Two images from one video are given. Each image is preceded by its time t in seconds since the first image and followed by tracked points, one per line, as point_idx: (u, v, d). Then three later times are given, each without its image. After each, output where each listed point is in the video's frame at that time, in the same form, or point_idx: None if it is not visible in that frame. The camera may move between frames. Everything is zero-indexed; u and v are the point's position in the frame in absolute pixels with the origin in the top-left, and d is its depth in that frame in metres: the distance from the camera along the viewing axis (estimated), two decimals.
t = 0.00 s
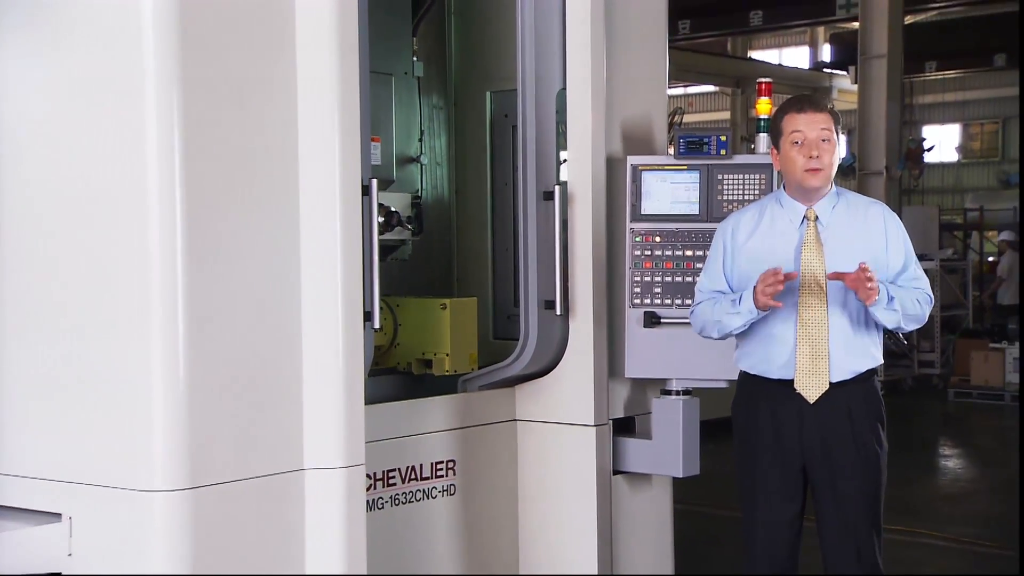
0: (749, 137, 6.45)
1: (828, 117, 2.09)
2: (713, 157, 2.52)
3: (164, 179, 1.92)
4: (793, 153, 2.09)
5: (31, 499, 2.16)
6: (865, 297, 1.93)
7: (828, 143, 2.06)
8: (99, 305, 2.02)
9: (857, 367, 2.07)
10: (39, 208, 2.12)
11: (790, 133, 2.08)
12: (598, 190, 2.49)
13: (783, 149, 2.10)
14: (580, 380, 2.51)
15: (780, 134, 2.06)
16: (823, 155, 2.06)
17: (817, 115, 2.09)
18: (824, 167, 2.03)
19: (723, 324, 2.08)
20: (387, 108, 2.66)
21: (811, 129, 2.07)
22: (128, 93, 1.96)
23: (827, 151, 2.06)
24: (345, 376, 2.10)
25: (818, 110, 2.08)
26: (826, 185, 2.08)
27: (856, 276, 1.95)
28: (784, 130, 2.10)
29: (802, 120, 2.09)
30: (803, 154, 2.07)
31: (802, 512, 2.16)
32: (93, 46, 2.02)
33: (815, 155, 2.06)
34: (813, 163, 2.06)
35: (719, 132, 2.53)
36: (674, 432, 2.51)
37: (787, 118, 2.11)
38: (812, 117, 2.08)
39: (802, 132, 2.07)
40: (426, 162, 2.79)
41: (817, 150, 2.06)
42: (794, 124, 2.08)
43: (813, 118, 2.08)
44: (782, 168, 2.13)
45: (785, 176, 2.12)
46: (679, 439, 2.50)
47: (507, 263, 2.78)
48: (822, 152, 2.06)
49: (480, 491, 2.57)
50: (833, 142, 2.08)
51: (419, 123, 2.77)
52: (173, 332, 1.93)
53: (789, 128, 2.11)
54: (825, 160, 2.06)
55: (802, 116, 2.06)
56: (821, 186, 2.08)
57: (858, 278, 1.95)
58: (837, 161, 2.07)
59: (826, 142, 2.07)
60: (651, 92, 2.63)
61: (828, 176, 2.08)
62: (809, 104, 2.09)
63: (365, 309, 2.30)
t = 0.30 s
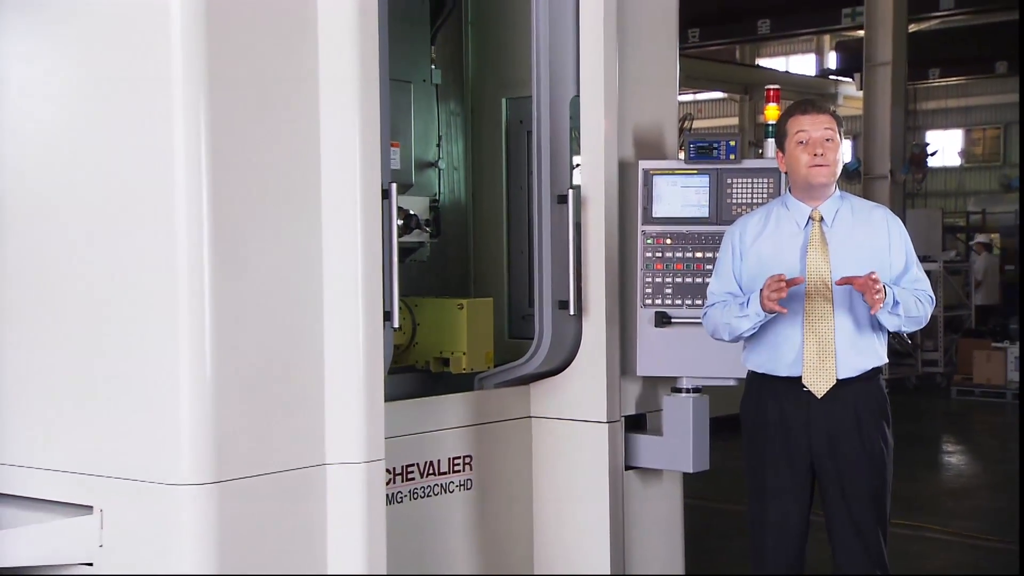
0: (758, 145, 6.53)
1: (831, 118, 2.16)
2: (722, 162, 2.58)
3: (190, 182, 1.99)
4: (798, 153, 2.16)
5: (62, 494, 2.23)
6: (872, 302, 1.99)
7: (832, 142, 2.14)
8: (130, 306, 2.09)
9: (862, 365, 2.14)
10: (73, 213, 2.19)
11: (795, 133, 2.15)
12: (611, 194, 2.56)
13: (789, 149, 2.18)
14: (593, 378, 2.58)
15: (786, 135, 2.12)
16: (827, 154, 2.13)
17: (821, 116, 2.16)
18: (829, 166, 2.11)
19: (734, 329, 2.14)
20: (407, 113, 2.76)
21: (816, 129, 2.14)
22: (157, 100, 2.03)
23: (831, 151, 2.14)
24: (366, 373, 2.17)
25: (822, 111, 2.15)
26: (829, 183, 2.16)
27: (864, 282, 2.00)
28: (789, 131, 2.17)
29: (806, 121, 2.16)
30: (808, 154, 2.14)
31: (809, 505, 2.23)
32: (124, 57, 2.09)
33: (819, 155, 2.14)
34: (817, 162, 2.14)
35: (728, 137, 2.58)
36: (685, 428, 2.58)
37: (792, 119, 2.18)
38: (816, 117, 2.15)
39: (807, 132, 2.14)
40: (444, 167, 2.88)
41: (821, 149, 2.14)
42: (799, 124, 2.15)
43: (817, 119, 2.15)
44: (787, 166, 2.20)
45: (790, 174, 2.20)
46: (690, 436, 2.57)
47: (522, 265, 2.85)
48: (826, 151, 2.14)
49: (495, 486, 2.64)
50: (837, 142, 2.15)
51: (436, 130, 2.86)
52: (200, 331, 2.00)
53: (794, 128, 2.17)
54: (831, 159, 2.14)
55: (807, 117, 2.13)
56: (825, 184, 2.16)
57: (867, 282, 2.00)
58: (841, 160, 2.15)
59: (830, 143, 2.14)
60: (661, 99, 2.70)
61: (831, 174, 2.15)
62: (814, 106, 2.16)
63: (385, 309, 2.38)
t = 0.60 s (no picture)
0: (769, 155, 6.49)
1: (838, 124, 2.24)
2: (734, 167, 2.66)
3: (222, 187, 2.05)
4: (806, 158, 2.23)
5: (93, 487, 2.29)
6: (879, 303, 2.06)
7: (839, 147, 2.21)
8: (161, 307, 2.15)
9: (871, 363, 2.20)
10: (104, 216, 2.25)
11: (803, 139, 2.23)
12: (626, 199, 2.63)
13: (797, 154, 2.25)
14: (609, 377, 2.66)
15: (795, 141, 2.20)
16: (834, 159, 2.21)
17: (828, 121, 2.24)
18: (837, 171, 2.18)
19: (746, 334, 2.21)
20: (428, 121, 2.81)
21: (823, 134, 2.22)
22: (189, 107, 2.09)
23: (839, 155, 2.21)
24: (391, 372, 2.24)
25: (829, 117, 2.23)
26: (836, 187, 2.23)
27: (871, 283, 2.07)
28: (797, 136, 2.24)
29: (814, 126, 2.24)
30: (816, 158, 2.21)
31: (819, 500, 2.30)
32: (154, 65, 2.15)
33: (827, 160, 2.21)
34: (826, 166, 2.21)
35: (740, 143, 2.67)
36: (698, 425, 2.65)
37: (800, 125, 2.25)
38: (823, 123, 2.22)
39: (815, 137, 2.22)
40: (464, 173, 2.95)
41: (829, 154, 2.21)
42: (807, 130, 2.23)
43: (825, 125, 2.22)
44: (796, 172, 2.27)
45: (799, 179, 2.27)
46: (703, 433, 2.64)
47: (540, 266, 2.94)
48: (834, 155, 2.21)
49: (512, 482, 2.72)
50: (844, 147, 2.22)
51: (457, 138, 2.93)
52: (231, 331, 2.07)
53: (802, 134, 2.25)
54: (838, 163, 2.22)
55: (815, 122, 2.20)
56: (832, 188, 2.23)
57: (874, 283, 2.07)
58: (848, 163, 2.22)
59: (837, 147, 2.21)
60: (675, 106, 2.77)
61: (838, 179, 2.23)
62: (820, 112, 2.24)
63: (407, 310, 2.45)
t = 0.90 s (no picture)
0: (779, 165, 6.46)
1: (846, 130, 2.32)
2: (747, 173, 2.73)
3: (251, 192, 2.10)
4: (817, 164, 2.31)
5: (123, 482, 2.31)
6: (880, 304, 2.12)
7: (848, 152, 2.29)
8: (188, 307, 2.19)
9: (880, 364, 2.27)
10: (130, 216, 2.27)
11: (813, 146, 2.31)
12: (641, 204, 2.72)
13: (808, 160, 2.33)
14: (625, 376, 2.73)
15: (805, 148, 2.28)
16: (844, 164, 2.29)
17: (836, 127, 2.31)
18: (847, 175, 2.26)
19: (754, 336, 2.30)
20: (449, 129, 2.93)
21: (833, 140, 2.29)
22: (219, 112, 2.13)
23: (848, 160, 2.29)
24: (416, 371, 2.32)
25: (837, 124, 2.31)
26: (847, 191, 2.31)
27: (872, 285, 2.13)
28: (807, 143, 2.32)
29: (823, 133, 2.32)
30: (826, 164, 2.30)
31: (828, 497, 2.38)
32: (180, 70, 2.19)
33: (836, 165, 2.29)
34: (836, 171, 2.29)
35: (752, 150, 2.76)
36: (711, 423, 2.73)
37: (810, 132, 2.33)
38: (832, 129, 2.30)
39: (824, 144, 2.29)
40: (484, 178, 3.05)
41: (838, 159, 2.29)
42: (816, 137, 2.31)
43: (833, 131, 2.30)
44: (807, 178, 2.35)
45: (810, 185, 2.35)
46: (716, 428, 2.72)
47: (557, 269, 3.02)
48: (844, 160, 2.29)
49: (530, 478, 2.79)
50: (853, 152, 2.30)
51: (477, 144, 3.03)
52: (259, 331, 2.11)
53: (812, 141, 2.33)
54: (848, 168, 2.29)
55: (824, 129, 2.28)
56: (843, 192, 2.31)
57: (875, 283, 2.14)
58: (858, 167, 2.30)
59: (847, 152, 2.29)
60: (689, 114, 2.85)
61: (848, 183, 2.31)
62: (829, 119, 2.32)
63: (429, 311, 2.52)
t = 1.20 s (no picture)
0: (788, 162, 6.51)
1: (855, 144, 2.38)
2: (758, 179, 2.81)
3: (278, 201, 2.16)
4: (829, 178, 2.39)
5: (158, 477, 2.40)
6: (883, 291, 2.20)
7: (859, 168, 2.36)
8: (217, 309, 2.27)
9: (888, 364, 2.34)
10: (163, 221, 2.34)
11: (824, 161, 2.37)
12: (655, 209, 2.79)
13: (819, 174, 2.40)
14: (640, 376, 2.80)
15: (819, 167, 2.34)
16: (855, 179, 2.36)
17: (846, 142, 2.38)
18: (859, 193, 2.34)
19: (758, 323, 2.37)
20: (469, 137, 3.01)
21: (844, 156, 2.36)
22: (248, 121, 2.20)
23: (859, 176, 2.37)
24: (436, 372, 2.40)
25: (847, 139, 2.37)
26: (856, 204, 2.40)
27: (881, 274, 2.20)
28: (819, 158, 2.38)
29: (833, 148, 2.38)
30: (838, 179, 2.37)
31: (837, 494, 2.45)
32: (209, 80, 2.26)
33: (848, 180, 2.37)
34: (848, 186, 2.37)
35: (762, 157, 2.85)
36: (723, 422, 2.80)
37: (821, 146, 2.39)
38: (843, 145, 2.36)
39: (836, 160, 2.36)
40: (502, 184, 3.15)
41: (850, 175, 2.36)
42: (828, 153, 2.37)
43: (844, 146, 2.36)
44: (817, 189, 2.43)
45: (821, 197, 2.43)
46: (728, 430, 2.79)
47: (573, 273, 3.10)
48: (855, 176, 2.37)
49: (546, 475, 2.87)
50: (862, 165, 2.38)
51: (496, 152, 3.14)
52: (286, 333, 2.18)
53: (823, 155, 2.39)
54: (858, 184, 2.37)
55: (836, 148, 2.34)
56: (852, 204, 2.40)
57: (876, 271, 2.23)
58: (867, 182, 2.38)
59: (857, 168, 2.37)
60: (701, 122, 2.93)
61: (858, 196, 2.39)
62: (839, 134, 2.37)
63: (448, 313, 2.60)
